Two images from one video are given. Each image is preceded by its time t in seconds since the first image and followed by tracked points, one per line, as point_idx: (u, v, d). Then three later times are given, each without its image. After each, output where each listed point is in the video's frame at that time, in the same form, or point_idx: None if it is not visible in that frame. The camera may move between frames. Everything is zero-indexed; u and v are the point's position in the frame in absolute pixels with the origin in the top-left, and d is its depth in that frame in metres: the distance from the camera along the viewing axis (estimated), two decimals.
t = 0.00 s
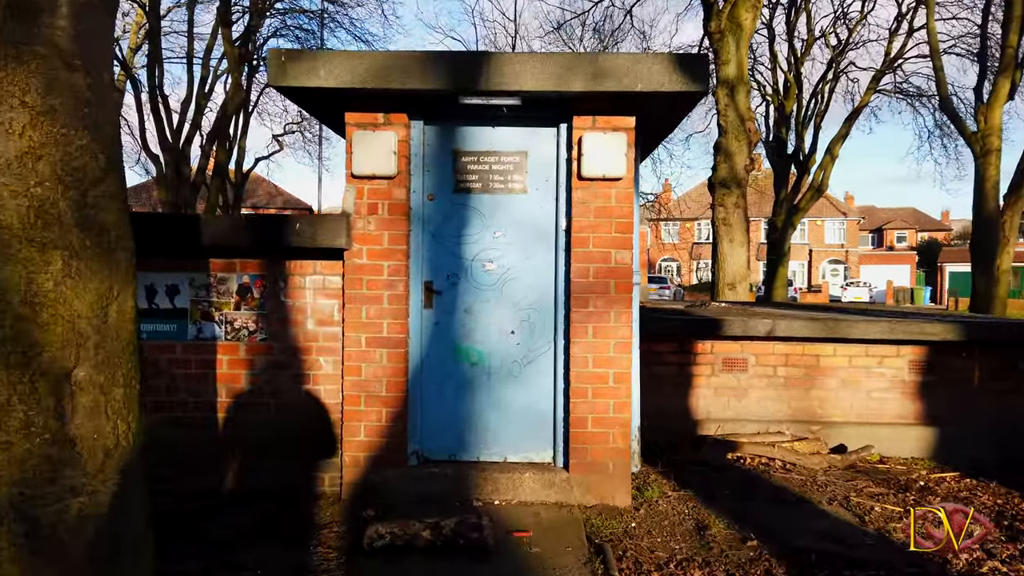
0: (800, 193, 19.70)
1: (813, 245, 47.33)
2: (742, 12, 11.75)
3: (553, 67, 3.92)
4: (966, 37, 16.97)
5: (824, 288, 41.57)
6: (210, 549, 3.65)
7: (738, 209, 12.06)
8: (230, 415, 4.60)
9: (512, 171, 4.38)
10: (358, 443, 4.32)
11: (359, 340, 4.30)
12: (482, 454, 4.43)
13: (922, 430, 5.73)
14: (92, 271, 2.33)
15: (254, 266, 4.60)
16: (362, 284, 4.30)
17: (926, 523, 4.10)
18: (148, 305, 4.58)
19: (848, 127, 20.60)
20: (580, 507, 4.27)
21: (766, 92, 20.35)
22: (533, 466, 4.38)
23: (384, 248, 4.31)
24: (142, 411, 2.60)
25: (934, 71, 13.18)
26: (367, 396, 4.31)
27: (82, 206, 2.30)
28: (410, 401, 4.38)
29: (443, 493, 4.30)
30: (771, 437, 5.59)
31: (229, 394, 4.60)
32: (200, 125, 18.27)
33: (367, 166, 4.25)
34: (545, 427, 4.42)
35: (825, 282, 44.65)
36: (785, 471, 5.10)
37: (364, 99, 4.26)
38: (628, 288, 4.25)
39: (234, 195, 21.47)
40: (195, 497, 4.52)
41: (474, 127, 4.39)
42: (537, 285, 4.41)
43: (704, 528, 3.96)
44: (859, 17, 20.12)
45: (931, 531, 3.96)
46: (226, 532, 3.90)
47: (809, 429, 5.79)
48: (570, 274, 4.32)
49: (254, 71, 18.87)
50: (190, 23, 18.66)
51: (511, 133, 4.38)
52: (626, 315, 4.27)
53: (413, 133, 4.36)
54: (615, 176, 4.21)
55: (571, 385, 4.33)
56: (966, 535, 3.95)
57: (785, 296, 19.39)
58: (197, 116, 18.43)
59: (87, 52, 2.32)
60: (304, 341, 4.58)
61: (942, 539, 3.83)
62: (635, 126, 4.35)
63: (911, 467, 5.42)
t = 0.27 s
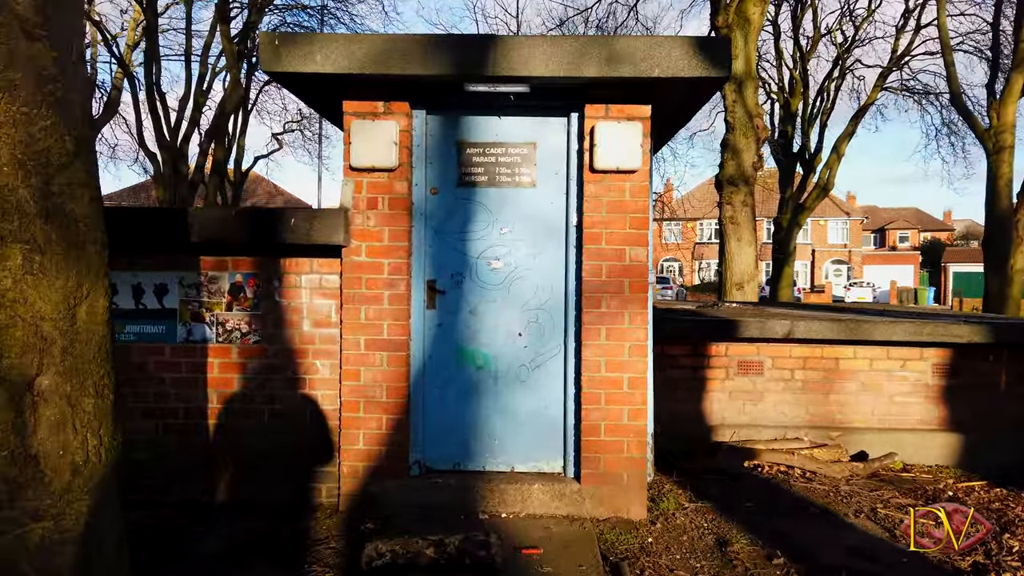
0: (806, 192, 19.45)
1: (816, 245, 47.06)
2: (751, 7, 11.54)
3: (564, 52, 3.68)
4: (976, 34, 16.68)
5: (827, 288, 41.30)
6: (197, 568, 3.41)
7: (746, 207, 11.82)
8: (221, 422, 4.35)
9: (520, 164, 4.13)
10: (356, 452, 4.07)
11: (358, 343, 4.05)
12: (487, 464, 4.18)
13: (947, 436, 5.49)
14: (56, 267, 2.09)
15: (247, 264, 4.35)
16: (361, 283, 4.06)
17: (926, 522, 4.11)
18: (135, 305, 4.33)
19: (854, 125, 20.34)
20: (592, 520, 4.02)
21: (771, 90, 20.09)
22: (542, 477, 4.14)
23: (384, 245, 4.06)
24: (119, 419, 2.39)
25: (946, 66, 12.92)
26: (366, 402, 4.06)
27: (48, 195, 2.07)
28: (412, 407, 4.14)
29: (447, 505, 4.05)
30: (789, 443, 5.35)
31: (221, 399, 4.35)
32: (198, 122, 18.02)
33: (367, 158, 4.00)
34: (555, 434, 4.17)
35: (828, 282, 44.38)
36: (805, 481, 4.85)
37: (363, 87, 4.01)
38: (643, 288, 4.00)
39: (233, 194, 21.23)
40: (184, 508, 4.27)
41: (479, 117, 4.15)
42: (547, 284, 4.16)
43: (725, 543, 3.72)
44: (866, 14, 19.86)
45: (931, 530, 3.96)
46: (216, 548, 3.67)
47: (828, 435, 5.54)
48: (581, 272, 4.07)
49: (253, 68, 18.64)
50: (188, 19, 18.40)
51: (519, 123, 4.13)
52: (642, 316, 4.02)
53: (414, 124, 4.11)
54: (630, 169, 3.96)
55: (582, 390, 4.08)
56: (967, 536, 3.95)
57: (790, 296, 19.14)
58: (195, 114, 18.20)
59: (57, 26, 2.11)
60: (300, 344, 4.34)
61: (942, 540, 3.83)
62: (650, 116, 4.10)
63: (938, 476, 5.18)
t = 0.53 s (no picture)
0: (808, 193, 19.24)
1: (816, 246, 46.88)
2: (756, 5, 11.34)
3: (573, 44, 3.46)
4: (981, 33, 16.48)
5: (827, 289, 41.10)
6: None
7: (750, 208, 11.61)
8: (209, 434, 4.12)
9: (525, 162, 3.91)
10: (352, 468, 3.85)
11: (354, 352, 3.83)
12: (490, 479, 3.96)
13: (967, 447, 5.28)
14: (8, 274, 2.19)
15: (236, 268, 4.13)
16: (357, 289, 3.84)
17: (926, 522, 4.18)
18: (118, 312, 4.11)
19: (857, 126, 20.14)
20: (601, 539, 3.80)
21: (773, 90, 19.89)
22: (548, 493, 3.92)
23: (381, 248, 3.84)
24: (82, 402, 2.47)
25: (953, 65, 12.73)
26: (362, 414, 3.84)
27: (4, 195, 2.19)
28: (411, 419, 3.91)
29: (447, 523, 3.83)
30: (803, 454, 5.13)
31: (209, 411, 4.13)
32: (193, 121, 17.77)
33: (362, 157, 3.78)
34: (562, 447, 3.96)
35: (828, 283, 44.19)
36: (821, 494, 4.65)
37: (359, 81, 3.79)
38: (655, 294, 3.79)
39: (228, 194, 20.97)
40: (170, 526, 4.05)
41: (482, 114, 3.93)
42: (553, 290, 3.94)
43: (744, 566, 3.51)
44: (869, 13, 19.67)
45: (931, 530, 4.03)
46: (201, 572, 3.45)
47: (843, 445, 5.32)
48: (590, 277, 3.86)
49: (249, 67, 18.40)
50: (184, 17, 18.17)
51: (524, 120, 3.91)
52: (654, 324, 3.80)
53: (414, 120, 3.89)
54: (641, 168, 3.75)
55: (590, 402, 3.86)
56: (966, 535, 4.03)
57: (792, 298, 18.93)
58: (190, 113, 17.94)
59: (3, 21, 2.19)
60: (292, 353, 4.12)
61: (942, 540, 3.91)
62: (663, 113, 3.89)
63: (959, 489, 4.97)
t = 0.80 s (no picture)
0: (810, 192, 19.03)
1: (814, 246, 46.71)
2: None
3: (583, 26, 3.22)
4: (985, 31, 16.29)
5: (826, 289, 40.91)
6: None
7: (754, 206, 11.42)
8: (194, 443, 3.88)
9: (530, 154, 3.67)
10: (346, 480, 3.60)
11: (347, 357, 3.59)
12: (492, 491, 3.72)
13: (990, 454, 5.06)
14: None
15: (222, 267, 3.87)
16: (351, 289, 3.59)
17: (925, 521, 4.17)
18: (97, 313, 3.86)
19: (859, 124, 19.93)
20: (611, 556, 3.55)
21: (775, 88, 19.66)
22: (555, 506, 3.67)
23: (376, 245, 3.59)
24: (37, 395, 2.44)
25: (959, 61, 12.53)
26: (356, 423, 3.59)
27: None
28: (408, 428, 3.67)
29: (448, 538, 3.59)
30: (820, 462, 4.91)
31: (193, 419, 3.87)
32: (186, 119, 17.47)
33: (357, 147, 3.53)
34: (569, 457, 3.71)
35: (826, 283, 44.01)
36: (841, 505, 4.42)
37: (354, 66, 3.54)
38: (670, 294, 3.54)
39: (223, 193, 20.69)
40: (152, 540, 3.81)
41: (484, 102, 3.69)
42: (560, 289, 3.70)
43: None
44: (871, 10, 19.46)
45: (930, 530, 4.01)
46: None
47: (861, 452, 5.09)
48: (599, 276, 3.61)
49: (245, 64, 18.12)
50: (177, 12, 17.88)
51: (529, 108, 3.67)
52: (668, 326, 3.55)
53: (411, 109, 3.65)
54: (656, 159, 3.50)
55: (599, 409, 3.62)
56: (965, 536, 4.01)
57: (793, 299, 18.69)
58: (184, 111, 17.66)
59: None
60: (282, 357, 3.87)
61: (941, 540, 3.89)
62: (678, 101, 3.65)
63: (984, 499, 4.75)
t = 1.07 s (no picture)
0: (814, 190, 18.79)
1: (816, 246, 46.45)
2: None
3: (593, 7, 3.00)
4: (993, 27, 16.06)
5: (828, 289, 40.66)
6: None
7: (760, 204, 11.17)
8: (179, 453, 3.66)
9: (535, 145, 3.45)
10: (340, 492, 3.39)
11: (340, 361, 3.37)
12: (495, 503, 3.51)
13: (1015, 461, 4.84)
14: None
15: (209, 265, 3.66)
16: (345, 289, 3.37)
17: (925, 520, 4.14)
18: (75, 315, 3.65)
19: (863, 122, 19.68)
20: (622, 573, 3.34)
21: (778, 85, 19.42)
22: (562, 520, 3.46)
23: (371, 242, 3.36)
24: None
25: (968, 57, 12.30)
26: (351, 432, 3.37)
27: None
28: (407, 436, 3.46)
29: (448, 553, 3.38)
30: (838, 470, 4.70)
31: (178, 426, 3.66)
32: (183, 116, 17.25)
33: (351, 137, 3.30)
34: (577, 467, 3.50)
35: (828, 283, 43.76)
36: (861, 517, 4.22)
37: (347, 52, 3.32)
38: (684, 294, 3.32)
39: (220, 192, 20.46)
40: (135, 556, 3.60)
41: (487, 90, 3.47)
42: (567, 289, 3.48)
43: None
44: (876, 6, 19.22)
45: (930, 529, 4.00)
46: None
47: (879, 460, 4.88)
48: (609, 275, 3.40)
49: (243, 62, 17.90)
50: (173, 9, 17.65)
51: (535, 97, 3.45)
52: (682, 328, 3.34)
53: (408, 97, 3.44)
54: (671, 150, 3.28)
55: (609, 416, 3.40)
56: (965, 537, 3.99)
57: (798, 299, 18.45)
58: (181, 109, 17.43)
59: None
60: (272, 361, 3.65)
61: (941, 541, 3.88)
62: (693, 90, 3.44)
63: (1009, 510, 4.54)
